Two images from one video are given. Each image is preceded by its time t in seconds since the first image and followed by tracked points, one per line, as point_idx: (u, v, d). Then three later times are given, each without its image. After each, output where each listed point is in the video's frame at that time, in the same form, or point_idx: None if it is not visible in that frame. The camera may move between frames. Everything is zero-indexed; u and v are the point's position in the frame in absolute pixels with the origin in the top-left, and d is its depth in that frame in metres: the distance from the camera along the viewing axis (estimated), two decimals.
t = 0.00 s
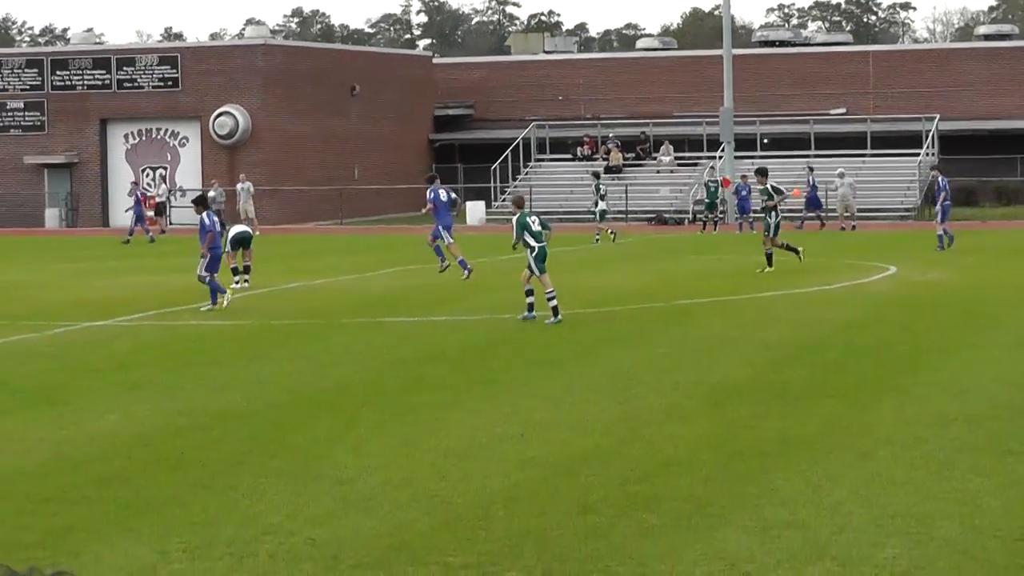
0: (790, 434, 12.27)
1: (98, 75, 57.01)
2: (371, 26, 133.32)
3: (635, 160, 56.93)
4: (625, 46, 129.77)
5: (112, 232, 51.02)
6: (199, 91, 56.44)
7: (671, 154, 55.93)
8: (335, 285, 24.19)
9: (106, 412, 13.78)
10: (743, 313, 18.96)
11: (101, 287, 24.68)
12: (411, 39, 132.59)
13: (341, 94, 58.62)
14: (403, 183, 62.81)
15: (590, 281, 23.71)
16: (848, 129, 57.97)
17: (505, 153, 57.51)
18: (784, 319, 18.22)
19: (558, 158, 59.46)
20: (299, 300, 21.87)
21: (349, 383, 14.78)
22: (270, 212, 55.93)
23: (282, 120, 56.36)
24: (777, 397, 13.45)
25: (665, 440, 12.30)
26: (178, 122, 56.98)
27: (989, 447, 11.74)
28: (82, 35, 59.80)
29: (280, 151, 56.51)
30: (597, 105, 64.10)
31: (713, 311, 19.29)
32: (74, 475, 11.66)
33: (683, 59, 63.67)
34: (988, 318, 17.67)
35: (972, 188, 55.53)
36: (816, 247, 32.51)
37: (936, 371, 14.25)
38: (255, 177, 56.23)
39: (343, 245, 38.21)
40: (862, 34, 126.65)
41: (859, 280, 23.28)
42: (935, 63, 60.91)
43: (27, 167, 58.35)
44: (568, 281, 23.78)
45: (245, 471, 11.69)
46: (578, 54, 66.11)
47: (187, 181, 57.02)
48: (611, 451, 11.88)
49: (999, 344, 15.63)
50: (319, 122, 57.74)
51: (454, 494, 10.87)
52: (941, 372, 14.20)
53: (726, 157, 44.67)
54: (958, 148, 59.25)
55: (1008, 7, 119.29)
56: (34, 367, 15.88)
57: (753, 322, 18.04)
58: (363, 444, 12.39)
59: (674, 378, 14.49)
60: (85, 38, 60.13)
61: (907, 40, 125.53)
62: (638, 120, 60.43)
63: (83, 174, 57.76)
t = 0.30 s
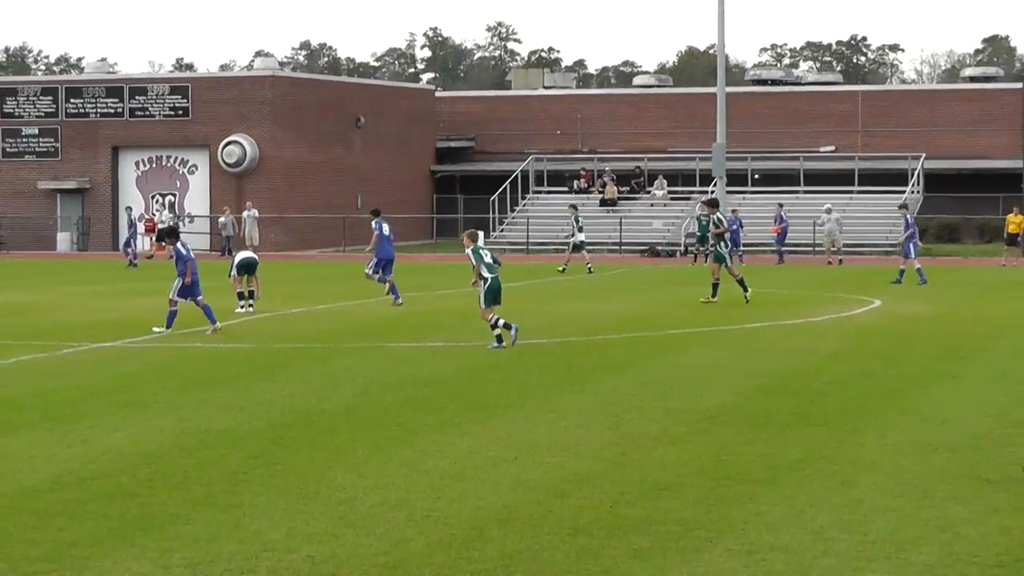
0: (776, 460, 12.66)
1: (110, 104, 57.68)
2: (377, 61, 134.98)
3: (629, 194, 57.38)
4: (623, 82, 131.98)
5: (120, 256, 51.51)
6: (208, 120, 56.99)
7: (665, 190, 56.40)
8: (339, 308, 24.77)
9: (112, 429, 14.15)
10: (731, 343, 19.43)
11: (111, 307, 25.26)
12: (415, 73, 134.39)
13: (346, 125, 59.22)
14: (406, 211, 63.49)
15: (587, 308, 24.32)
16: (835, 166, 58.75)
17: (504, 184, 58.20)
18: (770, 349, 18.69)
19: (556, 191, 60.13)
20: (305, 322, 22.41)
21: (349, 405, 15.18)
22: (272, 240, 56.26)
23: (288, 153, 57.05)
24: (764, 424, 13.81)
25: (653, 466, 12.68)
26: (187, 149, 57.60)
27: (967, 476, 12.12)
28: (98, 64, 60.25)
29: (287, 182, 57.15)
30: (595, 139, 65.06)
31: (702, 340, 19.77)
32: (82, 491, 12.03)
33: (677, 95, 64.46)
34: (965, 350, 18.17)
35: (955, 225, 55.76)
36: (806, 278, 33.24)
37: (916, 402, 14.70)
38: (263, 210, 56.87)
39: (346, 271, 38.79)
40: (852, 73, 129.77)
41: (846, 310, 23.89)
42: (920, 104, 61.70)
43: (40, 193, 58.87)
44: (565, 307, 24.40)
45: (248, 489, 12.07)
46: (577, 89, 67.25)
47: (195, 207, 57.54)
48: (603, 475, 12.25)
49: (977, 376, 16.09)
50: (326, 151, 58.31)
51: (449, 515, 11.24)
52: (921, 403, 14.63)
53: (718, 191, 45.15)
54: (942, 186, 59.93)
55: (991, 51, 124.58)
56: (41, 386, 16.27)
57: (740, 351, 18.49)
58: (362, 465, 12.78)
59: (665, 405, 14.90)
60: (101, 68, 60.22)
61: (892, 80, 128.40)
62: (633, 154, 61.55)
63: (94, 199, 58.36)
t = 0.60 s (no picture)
0: (773, 482, 13.66)
1: (159, 147, 59.08)
2: (403, 108, 137.37)
3: (638, 235, 58.78)
4: (634, 129, 134.67)
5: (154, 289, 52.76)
6: (250, 162, 58.26)
7: (671, 230, 57.60)
8: (371, 337, 25.99)
9: (160, 450, 15.24)
10: (734, 372, 20.51)
11: (155, 336, 26.52)
12: (440, 121, 136.64)
13: (374, 168, 61.12)
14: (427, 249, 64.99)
15: (603, 338, 25.55)
16: (828, 208, 59.87)
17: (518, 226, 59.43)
18: (770, 378, 19.79)
19: (570, 232, 61.32)
20: (338, 350, 23.63)
21: (375, 430, 16.20)
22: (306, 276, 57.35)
23: (323, 193, 58.33)
24: (761, 451, 14.79)
25: (659, 488, 13.63)
26: (230, 190, 58.82)
27: (948, 497, 12.99)
28: (148, 110, 61.92)
29: (320, 220, 58.29)
30: (606, 183, 66.57)
31: (706, 369, 20.85)
32: (134, 501, 13.09)
33: (680, 142, 65.84)
34: (953, 383, 19.23)
35: (940, 264, 56.76)
36: (808, 312, 34.44)
37: (904, 431, 15.72)
38: (297, 243, 57.83)
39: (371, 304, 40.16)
40: (844, 122, 133.25)
41: (841, 340, 25.06)
42: (907, 151, 62.78)
43: (96, 230, 60.15)
44: (580, 337, 25.63)
45: (284, 505, 13.00)
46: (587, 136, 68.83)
47: (238, 245, 58.60)
48: (612, 495, 13.26)
49: (962, 408, 17.12)
50: (354, 192, 59.85)
51: (469, 531, 12.14)
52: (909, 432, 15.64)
53: (720, 233, 46.26)
54: (930, 229, 60.86)
55: (974, 102, 126.93)
56: (92, 411, 17.43)
57: (743, 380, 19.57)
58: (389, 486, 13.72)
59: (671, 430, 15.96)
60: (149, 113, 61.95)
61: (883, 128, 131.64)
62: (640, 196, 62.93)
63: (144, 236, 59.68)
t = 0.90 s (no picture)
0: (776, 512, 13.49)
1: (165, 175, 59.22)
2: (410, 137, 137.93)
3: (643, 265, 58.75)
4: (639, 161, 135.10)
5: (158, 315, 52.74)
6: (255, 190, 58.40)
7: (676, 261, 57.51)
8: (380, 368, 26.01)
9: (160, 478, 15.10)
10: (737, 405, 20.42)
11: (163, 365, 26.54)
12: (446, 151, 137.12)
13: (381, 197, 61.17)
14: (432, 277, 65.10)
15: (612, 370, 25.57)
16: (833, 241, 59.90)
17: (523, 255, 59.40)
18: (773, 411, 19.70)
19: (575, 261, 61.32)
20: (347, 379, 23.64)
21: (379, 459, 16.13)
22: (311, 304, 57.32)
23: (328, 222, 58.34)
24: (767, 483, 14.70)
25: (664, 516, 13.52)
26: (235, 218, 58.97)
27: (954, 525, 12.87)
28: (152, 138, 62.13)
29: (326, 250, 58.31)
30: (610, 213, 66.80)
31: (708, 401, 20.75)
32: (133, 528, 12.93)
33: (685, 174, 66.09)
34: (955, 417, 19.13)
35: (943, 297, 56.85)
36: (815, 346, 34.46)
37: (907, 465, 15.59)
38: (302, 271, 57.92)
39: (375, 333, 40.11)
40: (849, 156, 133.77)
41: (847, 373, 25.06)
42: (911, 184, 62.99)
43: (97, 257, 60.11)
44: (590, 368, 25.66)
45: (286, 531, 12.90)
46: (592, 167, 69.04)
47: (242, 273, 58.74)
48: (613, 524, 13.09)
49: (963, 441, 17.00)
50: (360, 220, 59.91)
51: (470, 556, 12.02)
52: (912, 466, 15.51)
53: (725, 265, 46.26)
54: (933, 262, 60.88)
55: (979, 136, 127.61)
56: (93, 438, 17.33)
57: (746, 412, 19.49)
58: (392, 513, 13.62)
59: (677, 461, 15.89)
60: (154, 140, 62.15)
61: (887, 162, 132.07)
62: (645, 227, 63.04)
63: (148, 263, 59.69)
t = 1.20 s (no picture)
0: (773, 525, 13.45)
1: (163, 186, 59.24)
2: (408, 149, 138.23)
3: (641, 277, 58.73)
4: (637, 173, 135.37)
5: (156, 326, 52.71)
6: (253, 201, 58.37)
7: (674, 272, 57.64)
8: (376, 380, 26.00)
9: (157, 489, 15.09)
10: (734, 417, 20.40)
11: (160, 377, 26.53)
12: (444, 162, 137.37)
13: (378, 208, 61.26)
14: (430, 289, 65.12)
15: (608, 382, 25.57)
16: (831, 253, 60.02)
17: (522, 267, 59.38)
18: (771, 424, 19.69)
19: (573, 273, 61.33)
20: (342, 392, 23.63)
21: (375, 471, 16.09)
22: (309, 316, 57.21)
23: (326, 234, 58.27)
24: (763, 496, 14.66)
25: (661, 529, 13.47)
26: (232, 229, 58.93)
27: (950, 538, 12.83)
28: (151, 148, 62.13)
29: (325, 262, 58.21)
30: (608, 225, 66.85)
31: (706, 414, 20.72)
32: (130, 540, 12.90)
33: (683, 186, 66.14)
34: (953, 431, 19.09)
35: (942, 309, 56.85)
36: (812, 358, 34.45)
37: (904, 478, 15.57)
38: (299, 282, 57.78)
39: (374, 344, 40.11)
40: (847, 169, 134.03)
41: (844, 387, 25.03)
42: (910, 197, 63.02)
43: (96, 267, 60.14)
44: (586, 381, 25.63)
45: (282, 543, 12.84)
46: (591, 179, 69.06)
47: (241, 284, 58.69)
48: (610, 537, 13.05)
49: (959, 455, 16.98)
50: (357, 231, 59.93)
51: (467, 569, 11.97)
52: (909, 479, 15.48)
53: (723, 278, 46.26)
54: (931, 274, 60.87)
55: (977, 148, 127.70)
56: (93, 449, 17.31)
57: (742, 425, 19.47)
58: (389, 526, 13.56)
59: (673, 474, 15.86)
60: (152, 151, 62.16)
61: (886, 174, 132.34)
62: (643, 239, 63.08)
63: (146, 274, 59.65)
